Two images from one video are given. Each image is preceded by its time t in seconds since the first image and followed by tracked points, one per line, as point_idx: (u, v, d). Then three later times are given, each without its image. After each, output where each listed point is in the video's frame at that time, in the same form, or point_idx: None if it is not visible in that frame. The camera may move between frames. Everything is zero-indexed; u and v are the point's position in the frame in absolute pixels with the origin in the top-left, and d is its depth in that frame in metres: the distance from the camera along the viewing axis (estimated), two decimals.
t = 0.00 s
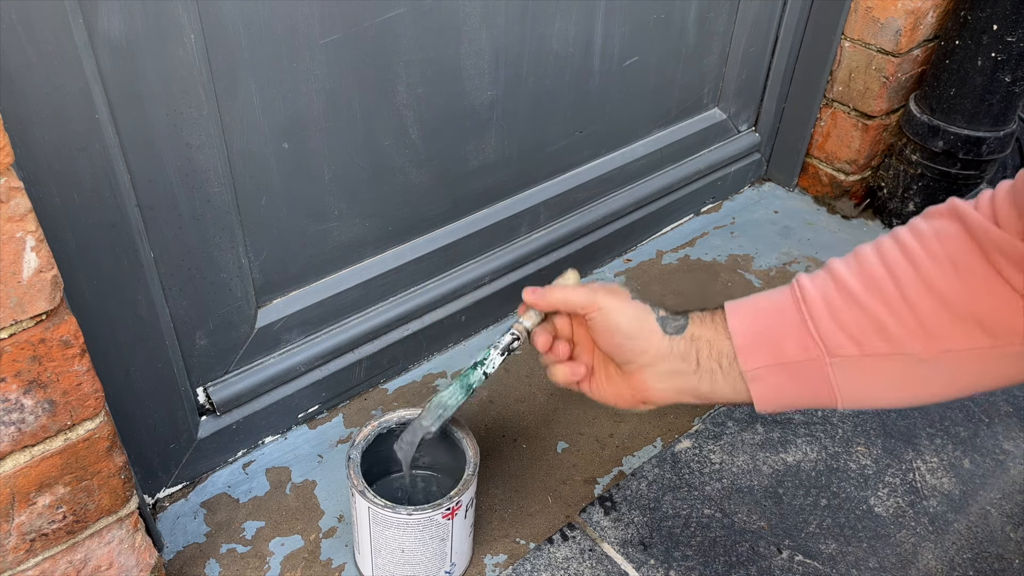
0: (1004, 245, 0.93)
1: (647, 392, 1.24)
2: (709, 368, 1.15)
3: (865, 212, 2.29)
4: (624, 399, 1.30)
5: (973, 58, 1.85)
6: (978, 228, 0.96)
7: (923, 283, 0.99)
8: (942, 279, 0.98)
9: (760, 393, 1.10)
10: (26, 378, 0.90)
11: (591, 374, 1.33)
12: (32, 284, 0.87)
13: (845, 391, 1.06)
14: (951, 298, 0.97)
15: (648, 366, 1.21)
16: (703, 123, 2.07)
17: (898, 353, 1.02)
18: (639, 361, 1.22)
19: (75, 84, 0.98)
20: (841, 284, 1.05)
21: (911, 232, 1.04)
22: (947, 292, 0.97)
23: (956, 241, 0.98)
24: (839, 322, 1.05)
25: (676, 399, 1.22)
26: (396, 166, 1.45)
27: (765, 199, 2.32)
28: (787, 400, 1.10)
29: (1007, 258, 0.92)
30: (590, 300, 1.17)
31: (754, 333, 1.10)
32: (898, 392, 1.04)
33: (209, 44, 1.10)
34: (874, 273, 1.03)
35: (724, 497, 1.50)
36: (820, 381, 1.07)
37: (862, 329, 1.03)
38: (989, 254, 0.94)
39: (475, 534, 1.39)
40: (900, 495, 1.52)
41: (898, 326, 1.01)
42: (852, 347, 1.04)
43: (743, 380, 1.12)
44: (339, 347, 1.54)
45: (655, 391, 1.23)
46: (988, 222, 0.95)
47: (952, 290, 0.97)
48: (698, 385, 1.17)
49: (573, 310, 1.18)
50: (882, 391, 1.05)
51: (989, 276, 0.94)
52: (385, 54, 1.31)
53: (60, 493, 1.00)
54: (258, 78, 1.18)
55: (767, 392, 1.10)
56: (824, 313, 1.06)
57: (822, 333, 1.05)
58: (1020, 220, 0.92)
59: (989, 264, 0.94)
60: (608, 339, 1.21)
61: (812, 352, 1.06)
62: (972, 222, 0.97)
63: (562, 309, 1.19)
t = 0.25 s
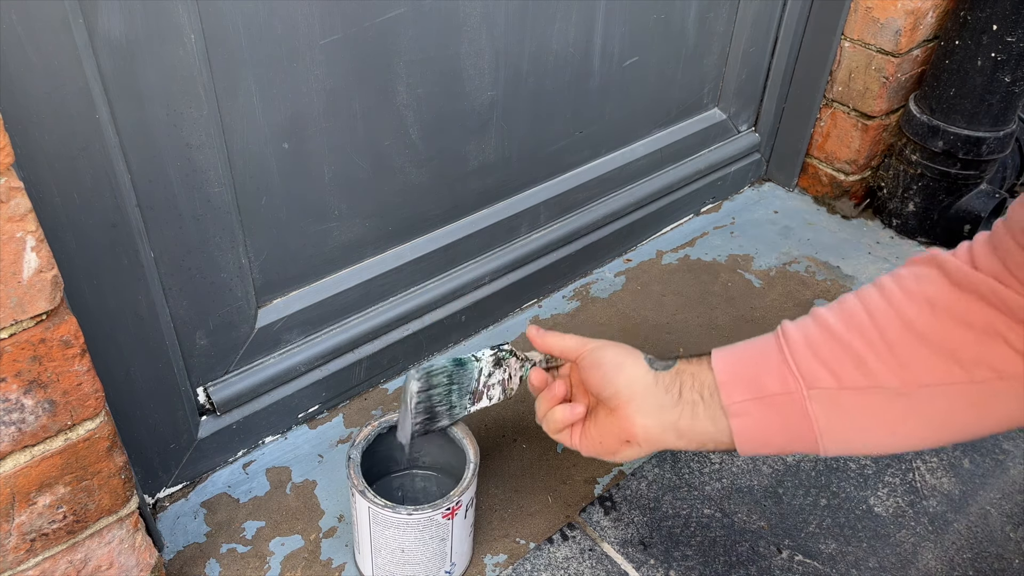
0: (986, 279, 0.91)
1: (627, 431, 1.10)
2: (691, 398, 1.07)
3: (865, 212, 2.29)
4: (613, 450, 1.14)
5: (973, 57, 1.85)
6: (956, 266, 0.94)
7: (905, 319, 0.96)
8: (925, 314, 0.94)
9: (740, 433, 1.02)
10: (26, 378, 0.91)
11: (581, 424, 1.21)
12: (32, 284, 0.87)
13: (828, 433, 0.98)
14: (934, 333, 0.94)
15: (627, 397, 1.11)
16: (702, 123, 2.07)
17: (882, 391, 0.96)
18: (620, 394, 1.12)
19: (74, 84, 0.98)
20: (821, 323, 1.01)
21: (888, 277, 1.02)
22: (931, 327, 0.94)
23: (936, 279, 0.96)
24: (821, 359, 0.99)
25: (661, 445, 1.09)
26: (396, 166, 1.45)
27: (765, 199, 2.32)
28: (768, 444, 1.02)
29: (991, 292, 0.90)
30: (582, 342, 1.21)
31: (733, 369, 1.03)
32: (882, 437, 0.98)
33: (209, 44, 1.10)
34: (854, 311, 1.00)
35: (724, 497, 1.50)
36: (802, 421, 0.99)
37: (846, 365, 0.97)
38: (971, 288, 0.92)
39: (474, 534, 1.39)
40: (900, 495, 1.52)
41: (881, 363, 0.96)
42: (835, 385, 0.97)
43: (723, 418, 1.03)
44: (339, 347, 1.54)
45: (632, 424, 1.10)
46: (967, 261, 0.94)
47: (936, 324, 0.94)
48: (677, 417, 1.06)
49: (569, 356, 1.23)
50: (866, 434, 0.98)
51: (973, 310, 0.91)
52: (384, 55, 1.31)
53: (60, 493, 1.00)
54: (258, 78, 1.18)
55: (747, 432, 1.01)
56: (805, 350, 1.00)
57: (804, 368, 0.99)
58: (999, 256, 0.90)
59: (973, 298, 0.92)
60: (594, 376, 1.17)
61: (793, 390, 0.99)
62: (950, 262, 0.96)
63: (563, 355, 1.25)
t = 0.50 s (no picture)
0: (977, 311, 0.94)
1: (616, 458, 1.11)
2: (682, 423, 1.08)
3: (864, 212, 2.29)
4: (603, 477, 1.15)
5: (973, 57, 1.85)
6: (949, 302, 0.98)
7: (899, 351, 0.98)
8: (919, 346, 0.97)
9: (735, 461, 1.02)
10: (26, 378, 0.90)
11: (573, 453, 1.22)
12: (32, 284, 0.87)
13: (822, 464, 1.00)
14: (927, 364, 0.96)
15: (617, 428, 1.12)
16: (702, 123, 2.07)
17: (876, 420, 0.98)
18: (610, 423, 1.13)
19: (74, 84, 0.98)
20: (817, 355, 1.04)
21: (885, 315, 1.05)
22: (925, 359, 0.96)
23: (930, 314, 0.99)
24: (816, 388, 1.01)
25: (652, 474, 1.10)
26: (396, 166, 1.45)
27: (765, 199, 2.33)
28: (761, 474, 1.03)
29: (981, 323, 0.93)
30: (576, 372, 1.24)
31: (729, 398, 1.05)
32: (876, 470, 0.99)
33: (209, 45, 1.10)
34: (849, 345, 1.03)
35: (724, 497, 1.50)
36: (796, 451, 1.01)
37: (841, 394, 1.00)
38: (963, 321, 0.95)
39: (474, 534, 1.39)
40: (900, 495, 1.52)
41: (875, 394, 0.98)
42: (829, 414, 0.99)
43: (717, 445, 1.04)
44: (339, 347, 1.54)
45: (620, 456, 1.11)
46: (961, 298, 0.97)
47: (930, 355, 0.96)
48: (668, 446, 1.07)
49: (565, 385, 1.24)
50: (859, 467, 0.99)
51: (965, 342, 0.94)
52: (384, 55, 1.31)
53: (60, 493, 1.00)
54: (258, 78, 1.18)
55: (740, 461, 1.02)
56: (801, 380, 1.02)
57: (800, 397, 1.01)
58: (990, 291, 0.94)
59: (965, 330, 0.95)
60: (586, 406, 1.18)
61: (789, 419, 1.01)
62: (943, 298, 0.99)
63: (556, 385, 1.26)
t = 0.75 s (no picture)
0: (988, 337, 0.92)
1: (618, 481, 1.08)
2: (689, 447, 1.06)
3: (865, 212, 2.29)
4: (603, 503, 1.10)
5: (973, 58, 1.86)
6: (961, 329, 0.96)
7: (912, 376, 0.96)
8: (934, 371, 0.95)
9: (743, 484, 0.99)
10: (26, 378, 0.90)
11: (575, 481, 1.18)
12: (32, 284, 0.87)
13: (836, 493, 0.97)
14: (943, 389, 0.93)
15: (620, 453, 1.09)
16: (702, 123, 2.07)
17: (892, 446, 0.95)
18: (613, 445, 1.10)
19: (74, 84, 0.98)
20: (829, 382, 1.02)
21: (899, 345, 1.03)
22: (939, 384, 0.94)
23: (941, 341, 0.97)
24: (828, 413, 0.98)
25: (653, 501, 1.06)
26: (396, 166, 1.45)
27: (765, 199, 2.33)
28: (772, 502, 0.99)
29: (993, 350, 0.91)
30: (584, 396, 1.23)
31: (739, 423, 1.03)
32: (892, 500, 0.95)
33: (209, 45, 1.10)
34: (862, 371, 1.01)
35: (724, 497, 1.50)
36: (809, 479, 0.97)
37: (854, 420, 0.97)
38: (975, 347, 0.93)
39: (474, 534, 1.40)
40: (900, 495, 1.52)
41: (890, 419, 0.95)
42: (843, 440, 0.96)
43: (725, 468, 1.01)
44: (339, 347, 1.54)
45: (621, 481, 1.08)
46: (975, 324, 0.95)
47: (944, 379, 0.93)
48: (674, 470, 1.05)
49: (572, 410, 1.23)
50: (873, 495, 0.96)
51: (979, 366, 0.92)
52: (384, 55, 1.31)
53: (60, 493, 1.00)
54: (258, 78, 1.18)
55: (750, 488, 0.99)
56: (813, 405, 1.00)
57: (811, 422, 0.99)
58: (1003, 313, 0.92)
59: (978, 357, 0.93)
60: (590, 427, 1.15)
61: (801, 444, 0.98)
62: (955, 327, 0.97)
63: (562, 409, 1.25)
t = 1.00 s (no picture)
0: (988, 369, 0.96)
1: (616, 492, 1.05)
2: (692, 462, 1.05)
3: (865, 212, 2.29)
4: (598, 513, 1.08)
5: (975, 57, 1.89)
6: (964, 360, 1.00)
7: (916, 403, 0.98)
8: (939, 398, 0.97)
9: (747, 500, 0.99)
10: (27, 378, 0.90)
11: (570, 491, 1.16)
12: (33, 284, 0.87)
13: (840, 515, 0.97)
14: (947, 416, 0.96)
15: (622, 465, 1.06)
16: (702, 123, 2.07)
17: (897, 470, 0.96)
18: (614, 456, 1.07)
19: (75, 85, 0.98)
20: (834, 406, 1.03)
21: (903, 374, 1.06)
22: (944, 411, 0.96)
23: (943, 370, 1.00)
24: (835, 435, 1.00)
25: (648, 515, 1.05)
26: (396, 166, 1.45)
27: (765, 199, 2.33)
28: (775, 522, 0.99)
29: (993, 381, 0.95)
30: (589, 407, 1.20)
31: (744, 441, 1.03)
32: (895, 527, 0.96)
33: (209, 45, 1.10)
34: (867, 397, 1.03)
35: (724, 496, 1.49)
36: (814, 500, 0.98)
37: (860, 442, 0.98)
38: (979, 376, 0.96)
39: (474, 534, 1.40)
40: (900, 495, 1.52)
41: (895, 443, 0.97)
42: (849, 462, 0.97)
43: (729, 484, 1.01)
44: (339, 347, 1.54)
45: (619, 494, 1.05)
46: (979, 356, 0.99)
47: (948, 406, 0.96)
48: (674, 484, 1.03)
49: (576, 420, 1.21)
50: (878, 518, 0.96)
51: (980, 396, 0.95)
52: (384, 55, 1.31)
53: (60, 493, 1.00)
54: (258, 78, 1.18)
55: (755, 507, 0.99)
56: (819, 427, 1.01)
57: (818, 442, 1.00)
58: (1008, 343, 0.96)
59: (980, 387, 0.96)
60: (593, 436, 1.12)
61: (808, 464, 0.99)
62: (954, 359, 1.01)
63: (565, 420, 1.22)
